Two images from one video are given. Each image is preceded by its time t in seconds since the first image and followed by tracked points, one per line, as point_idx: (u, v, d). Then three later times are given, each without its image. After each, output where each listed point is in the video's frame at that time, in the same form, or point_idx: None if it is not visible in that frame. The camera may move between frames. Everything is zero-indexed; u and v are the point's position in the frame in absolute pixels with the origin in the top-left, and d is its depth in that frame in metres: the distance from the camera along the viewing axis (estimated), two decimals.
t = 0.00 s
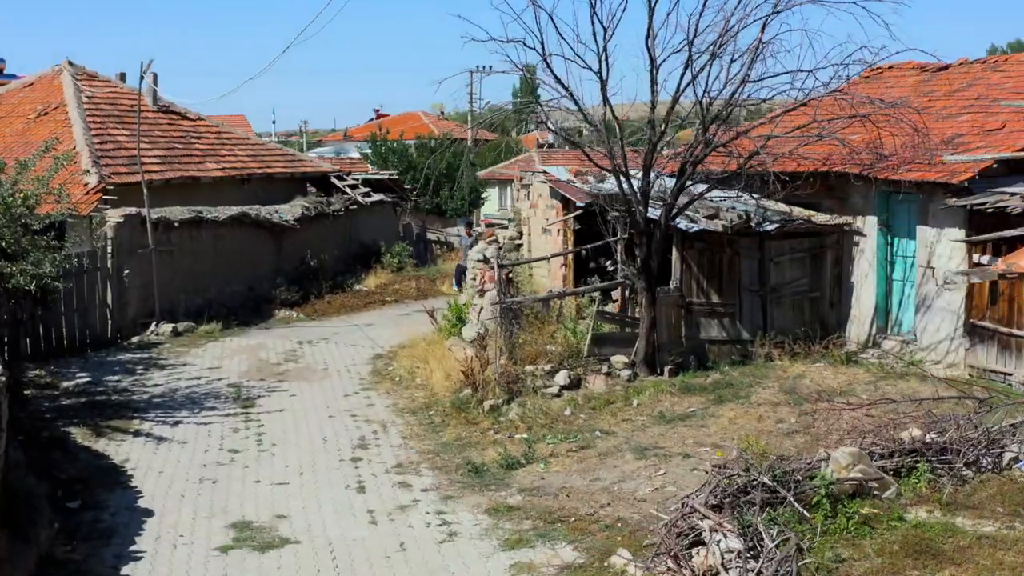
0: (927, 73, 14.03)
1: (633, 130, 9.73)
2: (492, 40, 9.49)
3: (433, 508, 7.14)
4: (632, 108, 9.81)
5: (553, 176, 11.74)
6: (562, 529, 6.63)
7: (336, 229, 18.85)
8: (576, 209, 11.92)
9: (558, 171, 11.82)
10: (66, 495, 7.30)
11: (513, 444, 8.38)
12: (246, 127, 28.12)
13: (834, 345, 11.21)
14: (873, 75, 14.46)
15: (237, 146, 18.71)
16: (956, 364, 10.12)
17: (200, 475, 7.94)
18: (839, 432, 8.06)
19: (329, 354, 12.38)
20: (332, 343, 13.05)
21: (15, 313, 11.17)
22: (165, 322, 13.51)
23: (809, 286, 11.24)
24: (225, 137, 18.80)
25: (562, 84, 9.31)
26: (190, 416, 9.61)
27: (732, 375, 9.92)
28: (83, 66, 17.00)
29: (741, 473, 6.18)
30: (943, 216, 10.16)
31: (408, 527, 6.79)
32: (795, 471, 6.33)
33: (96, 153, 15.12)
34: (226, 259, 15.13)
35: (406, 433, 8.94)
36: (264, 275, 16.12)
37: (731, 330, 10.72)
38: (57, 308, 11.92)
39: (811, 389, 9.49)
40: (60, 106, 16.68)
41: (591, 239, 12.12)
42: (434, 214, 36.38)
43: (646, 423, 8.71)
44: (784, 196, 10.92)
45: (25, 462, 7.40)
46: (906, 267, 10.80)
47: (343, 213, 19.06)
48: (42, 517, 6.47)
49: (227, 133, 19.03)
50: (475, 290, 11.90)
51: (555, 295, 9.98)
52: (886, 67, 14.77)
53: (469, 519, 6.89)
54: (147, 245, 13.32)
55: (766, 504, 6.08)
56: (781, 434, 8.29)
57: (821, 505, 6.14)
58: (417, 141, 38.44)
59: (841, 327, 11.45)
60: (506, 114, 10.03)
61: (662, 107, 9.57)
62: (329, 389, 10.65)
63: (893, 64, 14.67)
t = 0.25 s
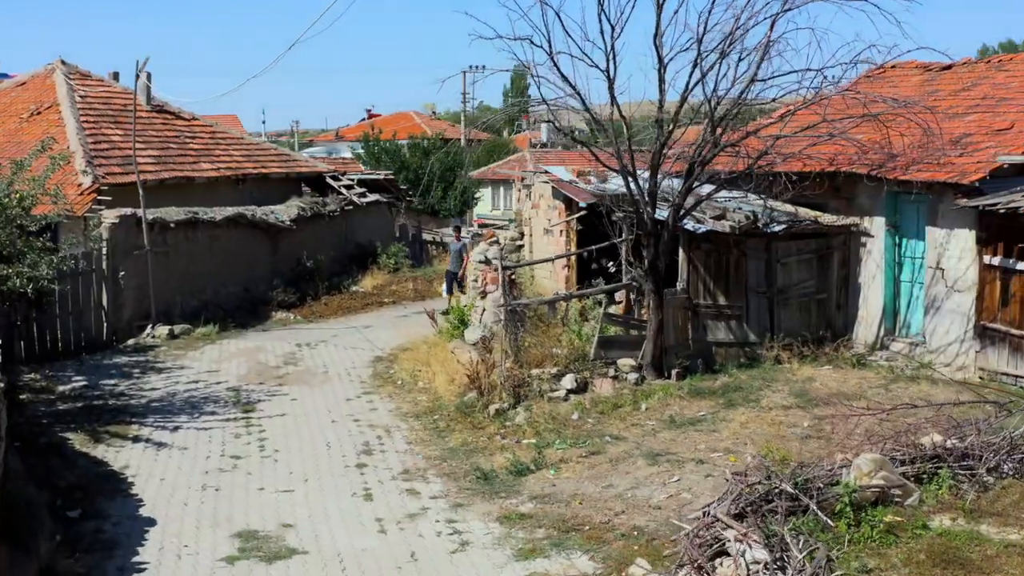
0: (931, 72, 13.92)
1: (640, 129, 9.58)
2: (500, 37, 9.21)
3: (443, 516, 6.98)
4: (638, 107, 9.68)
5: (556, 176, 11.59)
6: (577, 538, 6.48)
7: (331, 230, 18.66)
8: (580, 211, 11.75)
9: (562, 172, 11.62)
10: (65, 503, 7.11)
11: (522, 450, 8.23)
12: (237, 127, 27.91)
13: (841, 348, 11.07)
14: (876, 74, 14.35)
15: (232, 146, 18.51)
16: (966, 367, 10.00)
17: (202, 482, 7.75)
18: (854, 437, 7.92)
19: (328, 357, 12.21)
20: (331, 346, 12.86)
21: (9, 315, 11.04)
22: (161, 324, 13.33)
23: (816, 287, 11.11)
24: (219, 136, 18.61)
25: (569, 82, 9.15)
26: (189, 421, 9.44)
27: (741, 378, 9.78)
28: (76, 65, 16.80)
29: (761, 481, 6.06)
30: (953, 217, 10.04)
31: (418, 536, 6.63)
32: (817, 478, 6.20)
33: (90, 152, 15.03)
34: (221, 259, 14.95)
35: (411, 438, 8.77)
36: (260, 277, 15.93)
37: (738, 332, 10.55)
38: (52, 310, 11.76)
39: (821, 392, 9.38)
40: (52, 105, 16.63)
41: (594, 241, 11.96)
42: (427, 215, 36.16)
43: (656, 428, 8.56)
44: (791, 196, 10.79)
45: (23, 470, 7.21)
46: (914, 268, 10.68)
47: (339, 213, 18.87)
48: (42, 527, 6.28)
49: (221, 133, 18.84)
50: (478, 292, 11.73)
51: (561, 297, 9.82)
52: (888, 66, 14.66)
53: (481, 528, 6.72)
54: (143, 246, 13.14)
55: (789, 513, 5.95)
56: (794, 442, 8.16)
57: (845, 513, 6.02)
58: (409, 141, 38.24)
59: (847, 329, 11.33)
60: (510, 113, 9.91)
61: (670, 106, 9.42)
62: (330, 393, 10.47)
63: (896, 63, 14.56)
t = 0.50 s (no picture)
0: (936, 72, 13.80)
1: (648, 129, 9.44)
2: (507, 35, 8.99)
3: (455, 525, 6.81)
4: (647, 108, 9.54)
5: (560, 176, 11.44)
6: (594, 547, 6.32)
7: (328, 230, 18.47)
8: (584, 212, 11.56)
9: (567, 172, 11.44)
10: (66, 513, 6.94)
11: (532, 456, 8.07)
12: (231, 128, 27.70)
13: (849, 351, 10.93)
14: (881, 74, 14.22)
15: (227, 146, 18.32)
16: (978, 369, 9.86)
17: (205, 490, 7.56)
18: (870, 443, 7.78)
19: (329, 359, 12.03)
20: (331, 348, 12.68)
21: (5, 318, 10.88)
22: (158, 326, 13.15)
23: (825, 289, 10.98)
24: (214, 136, 18.42)
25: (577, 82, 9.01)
26: (190, 426, 9.26)
27: (751, 382, 9.64)
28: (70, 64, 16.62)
29: (785, 490, 5.94)
30: (964, 218, 9.91)
31: (430, 546, 6.46)
32: (840, 487, 6.07)
33: (85, 153, 14.89)
34: (218, 260, 14.78)
35: (418, 444, 8.59)
36: (257, 278, 15.74)
37: (747, 335, 10.40)
38: (48, 313, 11.59)
39: (833, 396, 9.24)
40: (47, 105, 16.51)
41: (599, 242, 11.81)
42: (421, 215, 35.97)
43: (667, 434, 8.41)
44: (799, 197, 10.66)
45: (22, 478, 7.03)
46: (925, 269, 10.54)
47: (336, 214, 18.68)
48: (44, 539, 6.10)
49: (217, 132, 18.65)
50: (481, 294, 11.57)
51: (568, 300, 9.67)
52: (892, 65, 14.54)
53: (494, 537, 6.56)
54: (139, 248, 12.97)
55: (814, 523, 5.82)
56: (809, 448, 8.02)
57: (870, 522, 5.89)
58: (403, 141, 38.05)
59: (856, 332, 11.20)
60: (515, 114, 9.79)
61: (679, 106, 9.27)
62: (333, 397, 10.29)
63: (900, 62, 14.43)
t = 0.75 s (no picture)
0: (942, 71, 13.67)
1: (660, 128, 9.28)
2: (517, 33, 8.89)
3: (469, 535, 6.64)
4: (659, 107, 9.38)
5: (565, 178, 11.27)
6: (614, 558, 6.16)
7: (326, 232, 18.28)
8: (590, 214, 11.38)
9: (573, 173, 11.25)
10: (69, 523, 6.75)
11: (544, 463, 7.90)
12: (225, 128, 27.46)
13: (860, 354, 10.79)
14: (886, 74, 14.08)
15: (224, 146, 18.13)
16: (992, 372, 9.70)
17: (211, 499, 7.37)
18: (889, 450, 7.63)
19: (331, 363, 11.85)
20: (333, 351, 12.50)
21: (2, 321, 10.70)
22: (156, 329, 12.96)
23: (835, 292, 10.83)
24: (211, 136, 18.23)
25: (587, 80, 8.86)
26: (192, 431, 9.08)
27: (763, 386, 9.50)
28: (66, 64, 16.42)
29: (813, 500, 5.79)
30: (977, 219, 9.76)
31: (445, 558, 6.29)
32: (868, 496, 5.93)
33: (81, 153, 14.70)
34: (216, 262, 14.59)
35: (426, 450, 8.41)
36: (255, 280, 15.54)
37: (757, 338, 10.26)
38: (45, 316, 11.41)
39: (847, 401, 9.09)
40: (42, 105, 16.33)
41: (604, 244, 11.64)
42: (416, 216, 35.77)
43: (681, 440, 8.26)
44: (809, 198, 10.50)
45: (23, 488, 6.84)
46: (937, 272, 10.40)
47: (333, 215, 18.49)
48: (47, 552, 5.92)
49: (213, 132, 18.45)
50: (486, 297, 11.39)
51: (577, 303, 9.50)
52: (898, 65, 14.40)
53: (510, 548, 6.39)
54: (137, 250, 12.78)
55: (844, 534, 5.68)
56: (826, 455, 7.87)
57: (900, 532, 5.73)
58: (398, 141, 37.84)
59: (866, 334, 11.05)
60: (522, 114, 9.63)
61: (692, 105, 9.10)
62: (336, 401, 10.12)
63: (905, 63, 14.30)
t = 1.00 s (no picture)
0: (951, 71, 13.55)
1: (672, 129, 9.12)
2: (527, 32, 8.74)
3: (485, 546, 6.47)
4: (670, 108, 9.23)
5: (573, 179, 11.12)
6: (636, 570, 6.00)
7: (326, 233, 18.10)
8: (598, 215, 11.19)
9: (580, 174, 11.08)
10: (74, 535, 6.57)
11: (558, 470, 7.74)
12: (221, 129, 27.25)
13: (873, 358, 10.64)
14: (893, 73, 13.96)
15: (222, 146, 17.94)
16: (1008, 376, 9.55)
17: (218, 508, 7.19)
18: (911, 459, 7.48)
19: (335, 367, 11.67)
20: (336, 355, 12.32)
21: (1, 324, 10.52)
22: (156, 332, 12.77)
23: (847, 294, 10.68)
24: (209, 136, 18.04)
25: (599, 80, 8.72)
26: (196, 437, 8.90)
27: (777, 391, 9.35)
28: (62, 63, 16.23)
29: (844, 511, 5.71)
30: (993, 221, 9.62)
31: (461, 570, 6.12)
32: (899, 507, 5.82)
33: (79, 153, 14.51)
34: (215, 263, 14.40)
35: (436, 457, 8.24)
36: (255, 282, 15.35)
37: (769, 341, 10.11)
38: (43, 319, 11.22)
39: (863, 406, 8.94)
40: (39, 105, 16.14)
41: (612, 247, 11.49)
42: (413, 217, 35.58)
43: (697, 447, 8.11)
44: (822, 199, 10.35)
45: (26, 499, 6.65)
46: (950, 274, 10.25)
47: (333, 216, 18.31)
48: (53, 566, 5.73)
49: (211, 133, 18.26)
50: (492, 300, 11.23)
51: (589, 307, 9.34)
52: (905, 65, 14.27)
53: (528, 560, 6.23)
54: (137, 251, 12.60)
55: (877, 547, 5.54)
56: (845, 462, 7.73)
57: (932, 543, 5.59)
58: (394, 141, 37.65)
59: (878, 338, 10.91)
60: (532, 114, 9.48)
61: (704, 105, 8.94)
62: (342, 406, 9.94)
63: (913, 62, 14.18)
